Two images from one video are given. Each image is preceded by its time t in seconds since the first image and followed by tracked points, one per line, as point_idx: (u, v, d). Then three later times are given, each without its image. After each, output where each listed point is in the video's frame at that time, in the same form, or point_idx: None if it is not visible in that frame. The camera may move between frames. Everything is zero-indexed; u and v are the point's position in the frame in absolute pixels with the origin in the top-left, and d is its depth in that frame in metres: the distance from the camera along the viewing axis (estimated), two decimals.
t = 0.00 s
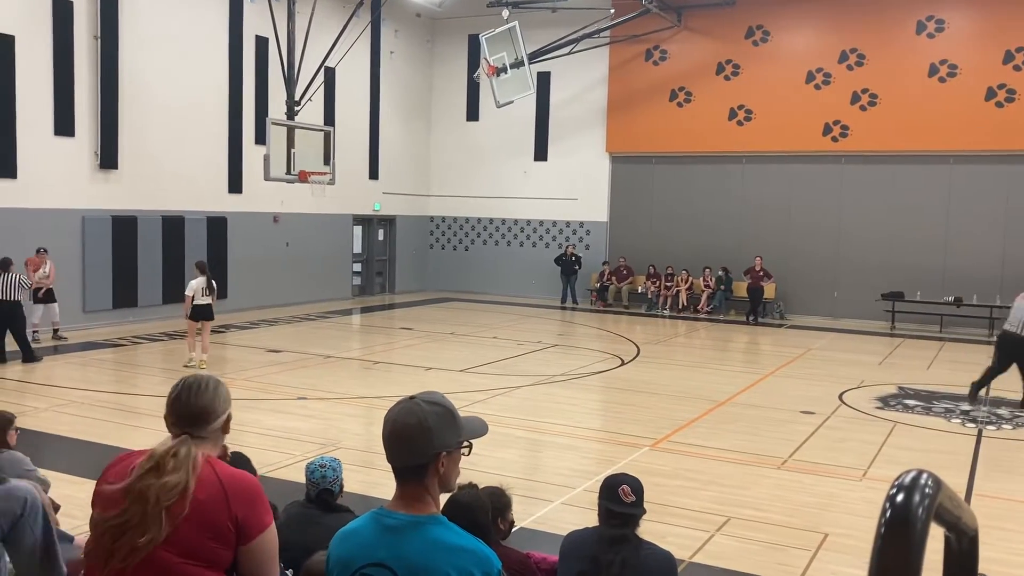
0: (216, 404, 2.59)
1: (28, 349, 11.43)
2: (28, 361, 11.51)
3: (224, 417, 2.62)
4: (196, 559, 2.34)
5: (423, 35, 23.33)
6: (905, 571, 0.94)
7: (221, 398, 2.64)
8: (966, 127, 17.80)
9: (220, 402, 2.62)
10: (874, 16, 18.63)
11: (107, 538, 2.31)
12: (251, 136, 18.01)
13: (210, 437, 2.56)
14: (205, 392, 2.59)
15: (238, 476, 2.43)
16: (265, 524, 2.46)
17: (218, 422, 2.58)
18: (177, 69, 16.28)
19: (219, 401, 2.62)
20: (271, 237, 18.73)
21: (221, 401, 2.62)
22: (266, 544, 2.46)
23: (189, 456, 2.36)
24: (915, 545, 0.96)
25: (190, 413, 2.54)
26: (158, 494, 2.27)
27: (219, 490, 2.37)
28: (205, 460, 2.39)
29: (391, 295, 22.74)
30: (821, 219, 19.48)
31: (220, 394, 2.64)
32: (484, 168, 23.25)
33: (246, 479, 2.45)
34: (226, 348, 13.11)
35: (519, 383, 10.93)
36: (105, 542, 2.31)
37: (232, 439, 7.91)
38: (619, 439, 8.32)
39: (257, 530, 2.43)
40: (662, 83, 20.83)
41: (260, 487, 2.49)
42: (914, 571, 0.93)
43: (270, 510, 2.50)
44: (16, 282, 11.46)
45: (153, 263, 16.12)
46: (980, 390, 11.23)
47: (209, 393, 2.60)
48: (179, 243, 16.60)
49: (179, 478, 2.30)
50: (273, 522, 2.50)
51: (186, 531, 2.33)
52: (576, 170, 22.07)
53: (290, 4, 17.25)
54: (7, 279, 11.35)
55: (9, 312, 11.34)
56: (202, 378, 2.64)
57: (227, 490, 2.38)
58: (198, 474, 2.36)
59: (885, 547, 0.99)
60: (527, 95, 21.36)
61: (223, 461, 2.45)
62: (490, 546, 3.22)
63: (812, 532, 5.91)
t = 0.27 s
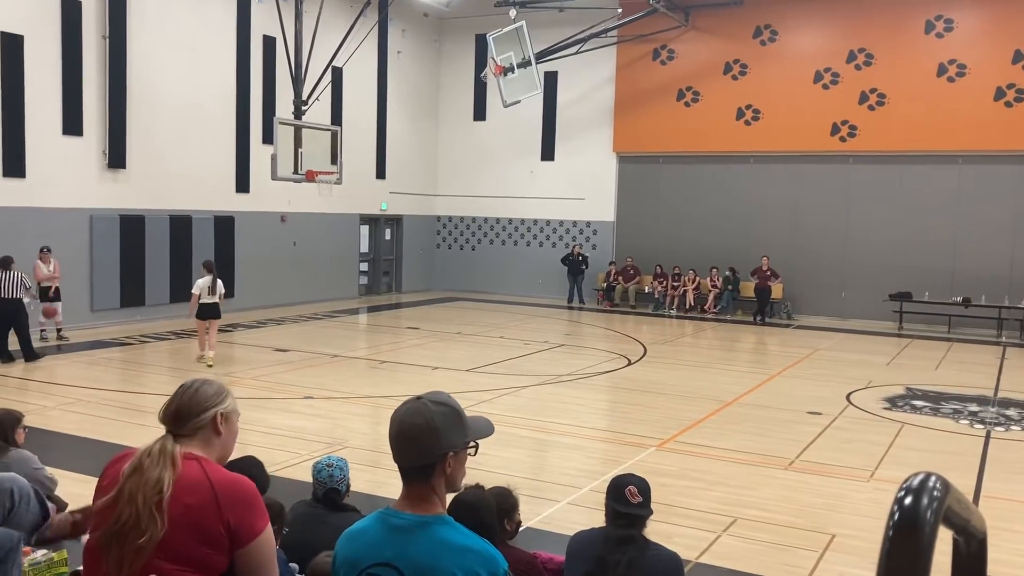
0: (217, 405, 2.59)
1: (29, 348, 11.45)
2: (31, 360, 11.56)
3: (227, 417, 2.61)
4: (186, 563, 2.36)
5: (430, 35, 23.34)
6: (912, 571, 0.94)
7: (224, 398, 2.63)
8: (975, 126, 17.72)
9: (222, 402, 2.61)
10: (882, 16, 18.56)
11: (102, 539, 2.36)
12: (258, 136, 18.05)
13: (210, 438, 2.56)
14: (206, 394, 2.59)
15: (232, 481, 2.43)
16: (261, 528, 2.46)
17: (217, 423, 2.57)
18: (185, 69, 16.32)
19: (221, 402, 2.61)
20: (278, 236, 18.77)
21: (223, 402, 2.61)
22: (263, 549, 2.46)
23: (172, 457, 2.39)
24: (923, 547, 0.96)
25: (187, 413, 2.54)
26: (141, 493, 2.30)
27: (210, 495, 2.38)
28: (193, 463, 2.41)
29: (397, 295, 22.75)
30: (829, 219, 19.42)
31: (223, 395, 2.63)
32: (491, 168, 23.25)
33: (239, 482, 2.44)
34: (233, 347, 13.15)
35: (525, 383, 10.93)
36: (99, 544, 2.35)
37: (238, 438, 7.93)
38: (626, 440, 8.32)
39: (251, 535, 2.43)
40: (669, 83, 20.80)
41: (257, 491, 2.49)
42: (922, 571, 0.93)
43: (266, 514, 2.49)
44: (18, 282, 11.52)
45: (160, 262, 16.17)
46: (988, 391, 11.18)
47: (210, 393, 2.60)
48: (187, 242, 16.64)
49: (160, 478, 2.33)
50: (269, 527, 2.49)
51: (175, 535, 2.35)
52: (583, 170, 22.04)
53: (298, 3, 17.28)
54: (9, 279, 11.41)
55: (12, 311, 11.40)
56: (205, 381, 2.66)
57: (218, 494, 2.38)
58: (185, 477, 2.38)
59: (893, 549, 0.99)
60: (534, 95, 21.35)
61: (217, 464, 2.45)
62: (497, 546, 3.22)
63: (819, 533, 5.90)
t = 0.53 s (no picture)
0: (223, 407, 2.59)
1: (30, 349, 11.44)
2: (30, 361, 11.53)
3: (234, 419, 2.60)
4: (186, 566, 2.36)
5: (439, 35, 23.37)
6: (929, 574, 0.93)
7: (232, 400, 2.63)
8: (987, 125, 17.62)
9: (229, 404, 2.61)
10: (894, 15, 18.48)
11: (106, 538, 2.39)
12: (269, 136, 18.10)
13: (217, 440, 2.56)
14: (213, 395, 2.60)
15: (235, 484, 2.42)
16: (263, 533, 2.43)
17: (223, 425, 2.56)
18: (196, 70, 16.39)
19: (228, 404, 2.61)
20: (288, 236, 18.81)
21: (230, 404, 2.61)
22: (267, 553, 2.44)
23: (173, 457, 2.40)
24: (940, 551, 0.95)
25: (193, 414, 2.55)
26: (141, 492, 2.33)
27: (210, 499, 2.37)
28: (195, 464, 2.41)
29: (407, 295, 22.77)
30: (839, 218, 19.34)
31: (231, 397, 2.63)
32: (500, 168, 23.25)
33: (241, 486, 2.43)
34: (243, 347, 13.19)
35: (535, 383, 10.92)
36: (103, 543, 2.38)
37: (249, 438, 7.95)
38: (636, 440, 8.30)
39: (252, 540, 2.41)
40: (679, 83, 20.76)
41: (260, 495, 2.48)
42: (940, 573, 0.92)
43: (269, 519, 2.47)
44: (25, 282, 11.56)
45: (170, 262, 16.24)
46: (1000, 392, 11.11)
47: (217, 395, 2.60)
48: (197, 242, 16.70)
49: (157, 476, 2.35)
50: (273, 531, 2.48)
51: (174, 537, 2.34)
52: (592, 170, 22.02)
53: (308, 4, 17.33)
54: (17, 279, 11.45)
55: (20, 309, 11.45)
56: (215, 384, 2.67)
57: (218, 497, 2.37)
58: (185, 478, 2.38)
59: (908, 553, 0.98)
60: (544, 94, 21.35)
61: (219, 466, 2.45)
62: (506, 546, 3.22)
63: (830, 534, 5.88)
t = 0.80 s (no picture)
0: (228, 407, 2.60)
1: (30, 350, 11.39)
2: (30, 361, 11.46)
3: (238, 419, 2.61)
4: (194, 568, 2.36)
5: (447, 36, 23.39)
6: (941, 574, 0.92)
7: (237, 400, 2.64)
8: (998, 125, 17.53)
9: (234, 404, 2.62)
10: (903, 14, 18.41)
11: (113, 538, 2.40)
12: (278, 137, 18.16)
13: (222, 440, 2.57)
14: (218, 395, 2.61)
15: (241, 486, 2.43)
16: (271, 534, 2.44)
17: (228, 426, 2.58)
18: (205, 71, 16.45)
19: (233, 404, 2.62)
20: (297, 237, 18.86)
21: (235, 404, 2.62)
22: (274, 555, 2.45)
23: (179, 457, 2.41)
24: (950, 552, 0.95)
25: (197, 415, 2.56)
26: (147, 493, 2.34)
27: (217, 501, 2.38)
28: (201, 466, 2.43)
29: (415, 295, 22.79)
30: (849, 218, 19.27)
31: (236, 397, 2.65)
32: (508, 168, 23.26)
33: (248, 488, 2.43)
34: (253, 347, 13.22)
35: (543, 383, 10.91)
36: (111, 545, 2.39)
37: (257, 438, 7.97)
38: (644, 441, 8.29)
39: (260, 541, 2.41)
40: (688, 82, 20.73)
41: (267, 496, 2.48)
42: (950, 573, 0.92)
43: (276, 520, 2.47)
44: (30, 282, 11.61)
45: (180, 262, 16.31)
46: (1012, 393, 11.05)
47: (222, 395, 2.61)
48: (207, 243, 16.76)
49: (165, 479, 2.35)
50: (281, 532, 2.48)
51: (181, 539, 2.35)
52: (601, 170, 22.00)
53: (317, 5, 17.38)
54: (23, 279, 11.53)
55: (25, 307, 11.51)
56: (219, 384, 2.69)
57: (224, 499, 2.38)
58: (192, 480, 2.39)
59: (917, 554, 0.98)
60: (552, 94, 21.34)
61: (226, 468, 2.46)
62: (515, 547, 3.22)
63: (840, 536, 5.85)
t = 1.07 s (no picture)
0: (232, 408, 2.60)
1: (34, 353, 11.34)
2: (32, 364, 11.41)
3: (242, 420, 2.62)
4: (199, 569, 2.37)
5: (452, 36, 23.40)
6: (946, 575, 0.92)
7: (241, 401, 2.65)
8: (1004, 125, 17.47)
9: (238, 406, 2.63)
10: (908, 14, 18.37)
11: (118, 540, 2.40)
12: (283, 138, 18.18)
13: (226, 440, 2.57)
14: (222, 397, 2.62)
15: (246, 486, 2.43)
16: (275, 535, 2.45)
17: (231, 427, 2.58)
18: (211, 72, 16.48)
19: (237, 405, 2.62)
20: (301, 238, 18.89)
21: (239, 405, 2.63)
22: (279, 555, 2.46)
23: (184, 459, 2.41)
24: (955, 554, 0.94)
25: (201, 416, 2.57)
26: (153, 495, 2.34)
27: (222, 501, 2.38)
28: (206, 467, 2.43)
29: (420, 296, 22.79)
30: (854, 219, 19.23)
31: (240, 398, 2.65)
32: (513, 169, 23.26)
33: (252, 488, 2.44)
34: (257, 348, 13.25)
35: (547, 384, 10.92)
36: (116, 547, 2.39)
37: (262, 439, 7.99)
38: (649, 442, 8.28)
39: (265, 541, 2.42)
40: (692, 83, 20.71)
41: (272, 497, 2.49)
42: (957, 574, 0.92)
43: (281, 520, 2.48)
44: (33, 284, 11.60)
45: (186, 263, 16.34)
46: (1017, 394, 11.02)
47: (227, 397, 2.62)
48: (212, 243, 16.79)
49: (171, 481, 2.35)
50: (285, 532, 2.49)
51: (186, 541, 2.35)
52: (605, 171, 21.99)
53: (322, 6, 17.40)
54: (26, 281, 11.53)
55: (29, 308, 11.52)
56: (223, 385, 2.69)
57: (229, 500, 2.39)
58: (197, 481, 2.40)
59: (923, 555, 0.98)
60: (557, 95, 21.34)
61: (230, 469, 2.47)
62: (520, 547, 3.23)
63: (845, 537, 5.84)
